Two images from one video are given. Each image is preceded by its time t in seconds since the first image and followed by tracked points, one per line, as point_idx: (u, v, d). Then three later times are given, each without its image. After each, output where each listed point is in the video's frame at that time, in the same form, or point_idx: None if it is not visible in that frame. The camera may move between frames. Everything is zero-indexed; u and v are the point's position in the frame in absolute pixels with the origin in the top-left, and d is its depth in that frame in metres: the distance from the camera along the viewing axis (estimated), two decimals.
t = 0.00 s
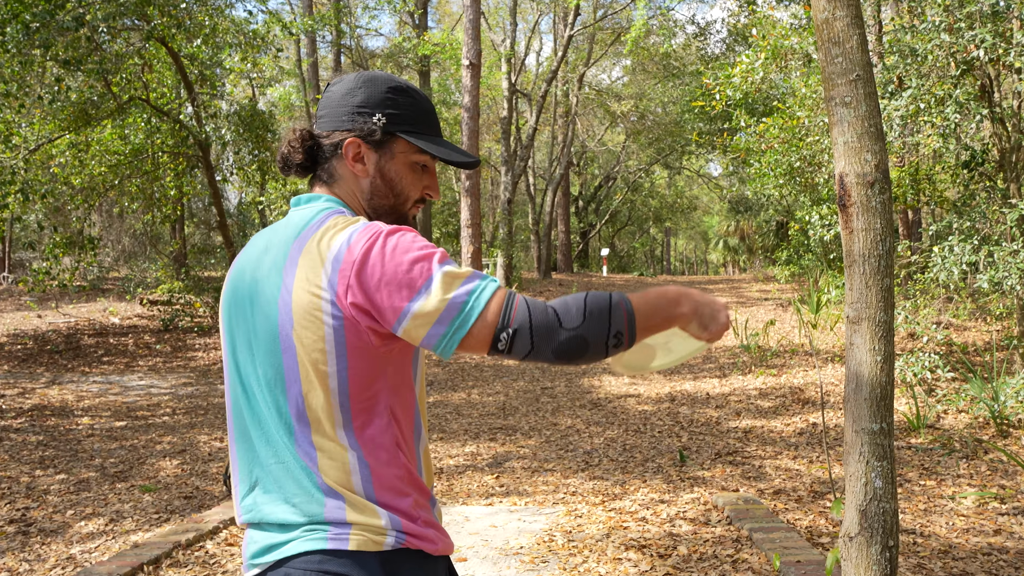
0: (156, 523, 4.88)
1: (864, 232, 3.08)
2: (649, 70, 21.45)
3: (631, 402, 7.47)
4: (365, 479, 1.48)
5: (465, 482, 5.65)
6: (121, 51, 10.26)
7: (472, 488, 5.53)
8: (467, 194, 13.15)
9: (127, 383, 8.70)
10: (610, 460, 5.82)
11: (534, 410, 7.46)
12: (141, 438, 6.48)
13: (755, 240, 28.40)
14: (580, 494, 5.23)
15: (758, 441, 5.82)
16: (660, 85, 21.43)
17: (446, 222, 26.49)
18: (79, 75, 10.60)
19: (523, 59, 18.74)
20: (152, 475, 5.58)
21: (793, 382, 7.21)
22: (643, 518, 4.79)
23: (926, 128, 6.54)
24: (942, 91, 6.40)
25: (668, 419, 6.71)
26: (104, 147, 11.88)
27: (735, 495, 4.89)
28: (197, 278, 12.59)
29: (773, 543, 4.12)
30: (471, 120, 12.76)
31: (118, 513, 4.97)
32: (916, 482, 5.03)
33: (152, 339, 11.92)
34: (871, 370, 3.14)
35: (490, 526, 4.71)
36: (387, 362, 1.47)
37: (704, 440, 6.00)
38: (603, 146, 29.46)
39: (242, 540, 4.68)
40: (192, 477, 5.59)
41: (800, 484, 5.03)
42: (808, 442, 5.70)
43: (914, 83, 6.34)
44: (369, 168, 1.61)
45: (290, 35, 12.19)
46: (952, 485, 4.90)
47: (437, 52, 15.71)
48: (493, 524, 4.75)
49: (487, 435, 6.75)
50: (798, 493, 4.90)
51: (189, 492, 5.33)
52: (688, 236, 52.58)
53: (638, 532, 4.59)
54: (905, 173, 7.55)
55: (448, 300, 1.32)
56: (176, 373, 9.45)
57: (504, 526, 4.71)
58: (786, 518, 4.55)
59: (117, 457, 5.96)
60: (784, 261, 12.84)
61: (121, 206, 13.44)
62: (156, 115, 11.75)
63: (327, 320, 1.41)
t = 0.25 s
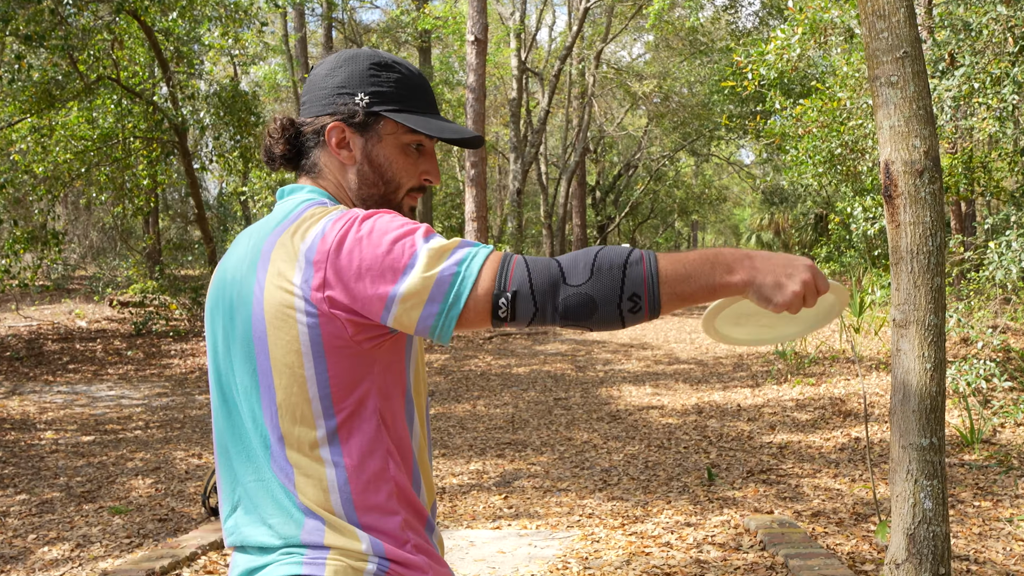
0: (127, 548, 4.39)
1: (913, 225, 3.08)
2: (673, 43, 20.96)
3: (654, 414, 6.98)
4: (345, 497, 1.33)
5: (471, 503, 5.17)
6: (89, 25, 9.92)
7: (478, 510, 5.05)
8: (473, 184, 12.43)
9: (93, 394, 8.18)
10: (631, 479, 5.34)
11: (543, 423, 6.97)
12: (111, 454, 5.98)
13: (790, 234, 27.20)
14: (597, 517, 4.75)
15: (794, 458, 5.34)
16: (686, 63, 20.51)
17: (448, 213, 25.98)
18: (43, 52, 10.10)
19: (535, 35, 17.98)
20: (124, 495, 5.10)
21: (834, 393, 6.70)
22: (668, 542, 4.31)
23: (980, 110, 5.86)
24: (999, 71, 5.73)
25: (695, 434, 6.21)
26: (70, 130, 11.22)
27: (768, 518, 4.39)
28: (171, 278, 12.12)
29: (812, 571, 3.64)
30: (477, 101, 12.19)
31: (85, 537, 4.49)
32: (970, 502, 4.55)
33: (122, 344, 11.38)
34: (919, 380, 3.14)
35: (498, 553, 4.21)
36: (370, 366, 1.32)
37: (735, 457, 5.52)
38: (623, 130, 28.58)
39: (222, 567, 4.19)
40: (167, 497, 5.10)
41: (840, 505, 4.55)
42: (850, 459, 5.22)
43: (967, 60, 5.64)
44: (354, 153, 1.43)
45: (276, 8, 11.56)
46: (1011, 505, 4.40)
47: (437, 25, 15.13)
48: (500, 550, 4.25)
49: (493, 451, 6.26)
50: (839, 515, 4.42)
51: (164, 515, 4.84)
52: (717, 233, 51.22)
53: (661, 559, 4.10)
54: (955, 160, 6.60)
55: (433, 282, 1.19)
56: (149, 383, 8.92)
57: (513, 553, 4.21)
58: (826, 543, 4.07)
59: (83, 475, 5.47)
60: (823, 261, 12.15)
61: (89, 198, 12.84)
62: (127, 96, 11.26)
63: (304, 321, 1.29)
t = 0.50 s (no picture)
0: (114, 563, 4.14)
1: (946, 222, 2.71)
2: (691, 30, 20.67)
3: (671, 421, 6.72)
4: (354, 510, 1.14)
5: (477, 515, 4.92)
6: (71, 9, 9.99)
7: (485, 522, 4.79)
8: (480, 177, 11.64)
9: (77, 401, 7.93)
10: (646, 490, 5.09)
11: (551, 432, 6.71)
12: (96, 463, 5.73)
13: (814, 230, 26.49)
14: (611, 530, 4.50)
15: (820, 468, 5.09)
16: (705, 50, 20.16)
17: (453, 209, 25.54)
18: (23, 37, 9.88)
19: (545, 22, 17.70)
20: (110, 507, 4.84)
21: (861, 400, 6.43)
22: (685, 557, 4.06)
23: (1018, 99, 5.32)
24: None
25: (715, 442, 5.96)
26: (53, 121, 11.00)
27: (792, 531, 4.13)
28: (158, 276, 11.97)
29: None
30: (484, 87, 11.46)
31: (69, 551, 4.25)
32: (1005, 515, 4.30)
33: (108, 348, 11.11)
34: (951, 384, 2.78)
35: (506, 568, 3.95)
36: (378, 371, 1.13)
37: (756, 466, 5.26)
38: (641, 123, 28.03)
39: None
40: (155, 509, 4.85)
41: (868, 518, 4.30)
42: (878, 468, 4.97)
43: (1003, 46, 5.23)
44: (386, 144, 1.28)
45: None
46: None
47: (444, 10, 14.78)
48: (508, 565, 3.98)
49: (502, 460, 6.01)
50: (867, 529, 4.17)
51: (152, 528, 4.58)
52: (734, 230, 50.55)
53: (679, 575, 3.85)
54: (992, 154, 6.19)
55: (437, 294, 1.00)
56: (136, 388, 8.65)
57: (522, 567, 3.94)
58: (853, 557, 3.82)
59: (67, 486, 5.22)
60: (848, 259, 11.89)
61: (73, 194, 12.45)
62: (113, 85, 10.98)
63: (297, 320, 1.10)
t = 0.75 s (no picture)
0: (129, 558, 4.23)
1: (946, 224, 2.75)
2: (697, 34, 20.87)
3: (677, 418, 6.80)
4: (387, 507, 1.18)
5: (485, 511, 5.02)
6: (88, 15, 10.03)
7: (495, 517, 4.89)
8: (488, 179, 12.58)
9: (94, 398, 8.00)
10: (652, 486, 5.18)
11: (559, 428, 6.78)
12: (112, 460, 5.81)
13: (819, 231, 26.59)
14: (618, 525, 4.59)
15: (822, 464, 5.17)
16: (710, 54, 20.36)
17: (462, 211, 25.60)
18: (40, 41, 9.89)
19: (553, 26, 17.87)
20: (125, 503, 4.93)
21: (863, 397, 6.53)
22: (691, 552, 4.15)
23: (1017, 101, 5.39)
24: None
25: (719, 439, 6.04)
26: (69, 124, 10.84)
27: (795, 527, 4.21)
28: (173, 276, 12.11)
29: None
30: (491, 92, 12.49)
31: (86, 547, 4.33)
32: (1004, 510, 4.38)
33: (124, 346, 11.15)
34: (951, 383, 2.83)
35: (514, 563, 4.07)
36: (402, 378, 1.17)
37: (760, 463, 5.34)
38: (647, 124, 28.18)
39: None
40: (169, 505, 4.94)
41: (870, 513, 4.38)
42: (880, 465, 5.06)
43: (1001, 50, 5.28)
44: (415, 143, 1.35)
45: None
46: None
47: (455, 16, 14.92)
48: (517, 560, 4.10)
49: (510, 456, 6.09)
50: (868, 524, 4.24)
51: (167, 523, 4.67)
52: (740, 229, 50.62)
53: (684, 569, 3.94)
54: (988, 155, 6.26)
55: (444, 351, 1.07)
56: (151, 387, 8.72)
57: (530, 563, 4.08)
58: (855, 553, 3.89)
59: (84, 482, 5.30)
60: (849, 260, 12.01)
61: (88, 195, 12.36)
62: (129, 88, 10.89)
63: (325, 329, 1.14)
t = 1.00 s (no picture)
0: (145, 552, 4.33)
1: (945, 226, 2.75)
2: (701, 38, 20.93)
3: (682, 415, 6.89)
4: (410, 509, 1.23)
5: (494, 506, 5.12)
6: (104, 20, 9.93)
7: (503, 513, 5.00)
8: (497, 182, 12.37)
9: (110, 395, 8.08)
10: (658, 482, 5.27)
11: (566, 425, 6.86)
12: (128, 456, 5.91)
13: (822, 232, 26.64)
14: (624, 520, 4.68)
15: (824, 461, 5.26)
16: (714, 58, 20.45)
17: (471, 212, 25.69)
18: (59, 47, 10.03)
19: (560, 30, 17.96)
20: (141, 498, 5.03)
21: (866, 395, 6.61)
22: (695, 546, 4.24)
23: (1015, 105, 5.50)
24: None
25: (724, 436, 6.12)
26: (86, 127, 11.00)
27: (798, 521, 4.30)
28: (189, 276, 12.14)
29: None
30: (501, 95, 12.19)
31: (103, 541, 4.42)
32: (1003, 506, 4.47)
33: (141, 345, 11.26)
34: (950, 380, 2.83)
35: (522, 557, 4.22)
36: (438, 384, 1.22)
37: (763, 459, 5.43)
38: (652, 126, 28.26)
39: (240, 573, 4.13)
40: (185, 500, 5.03)
41: (871, 508, 4.47)
42: (881, 461, 5.14)
43: (1000, 54, 5.35)
44: (450, 144, 1.43)
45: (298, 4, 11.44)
46: None
47: (463, 21, 15.05)
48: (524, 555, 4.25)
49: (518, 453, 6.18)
50: (870, 519, 4.33)
51: (183, 518, 4.77)
52: (745, 229, 50.67)
53: (688, 563, 4.03)
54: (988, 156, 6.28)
55: (496, 363, 1.16)
56: (167, 384, 8.83)
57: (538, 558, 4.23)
58: (856, 547, 3.97)
59: (101, 478, 5.39)
60: (852, 260, 12.10)
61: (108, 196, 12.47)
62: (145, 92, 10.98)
63: (371, 335, 1.18)
